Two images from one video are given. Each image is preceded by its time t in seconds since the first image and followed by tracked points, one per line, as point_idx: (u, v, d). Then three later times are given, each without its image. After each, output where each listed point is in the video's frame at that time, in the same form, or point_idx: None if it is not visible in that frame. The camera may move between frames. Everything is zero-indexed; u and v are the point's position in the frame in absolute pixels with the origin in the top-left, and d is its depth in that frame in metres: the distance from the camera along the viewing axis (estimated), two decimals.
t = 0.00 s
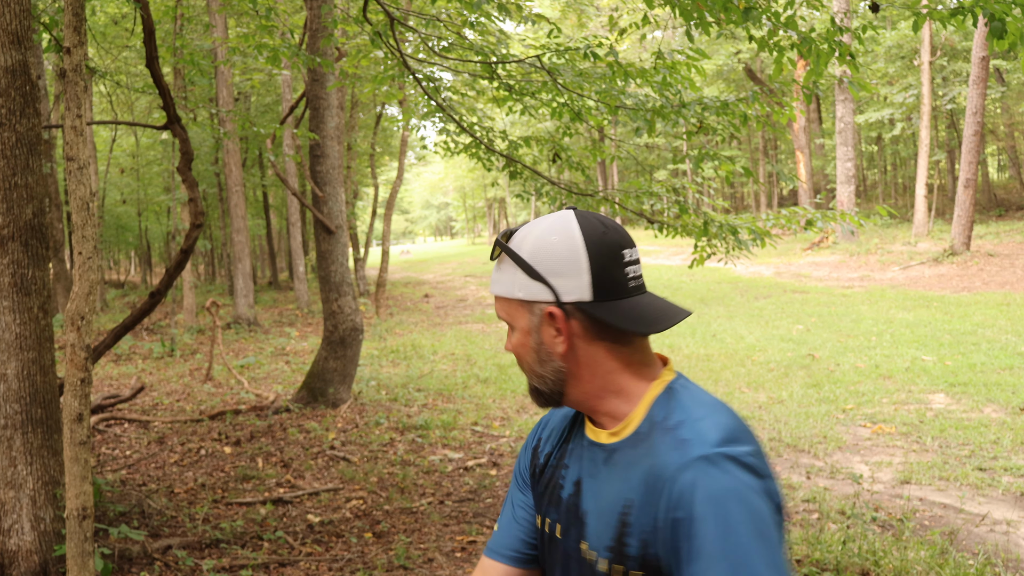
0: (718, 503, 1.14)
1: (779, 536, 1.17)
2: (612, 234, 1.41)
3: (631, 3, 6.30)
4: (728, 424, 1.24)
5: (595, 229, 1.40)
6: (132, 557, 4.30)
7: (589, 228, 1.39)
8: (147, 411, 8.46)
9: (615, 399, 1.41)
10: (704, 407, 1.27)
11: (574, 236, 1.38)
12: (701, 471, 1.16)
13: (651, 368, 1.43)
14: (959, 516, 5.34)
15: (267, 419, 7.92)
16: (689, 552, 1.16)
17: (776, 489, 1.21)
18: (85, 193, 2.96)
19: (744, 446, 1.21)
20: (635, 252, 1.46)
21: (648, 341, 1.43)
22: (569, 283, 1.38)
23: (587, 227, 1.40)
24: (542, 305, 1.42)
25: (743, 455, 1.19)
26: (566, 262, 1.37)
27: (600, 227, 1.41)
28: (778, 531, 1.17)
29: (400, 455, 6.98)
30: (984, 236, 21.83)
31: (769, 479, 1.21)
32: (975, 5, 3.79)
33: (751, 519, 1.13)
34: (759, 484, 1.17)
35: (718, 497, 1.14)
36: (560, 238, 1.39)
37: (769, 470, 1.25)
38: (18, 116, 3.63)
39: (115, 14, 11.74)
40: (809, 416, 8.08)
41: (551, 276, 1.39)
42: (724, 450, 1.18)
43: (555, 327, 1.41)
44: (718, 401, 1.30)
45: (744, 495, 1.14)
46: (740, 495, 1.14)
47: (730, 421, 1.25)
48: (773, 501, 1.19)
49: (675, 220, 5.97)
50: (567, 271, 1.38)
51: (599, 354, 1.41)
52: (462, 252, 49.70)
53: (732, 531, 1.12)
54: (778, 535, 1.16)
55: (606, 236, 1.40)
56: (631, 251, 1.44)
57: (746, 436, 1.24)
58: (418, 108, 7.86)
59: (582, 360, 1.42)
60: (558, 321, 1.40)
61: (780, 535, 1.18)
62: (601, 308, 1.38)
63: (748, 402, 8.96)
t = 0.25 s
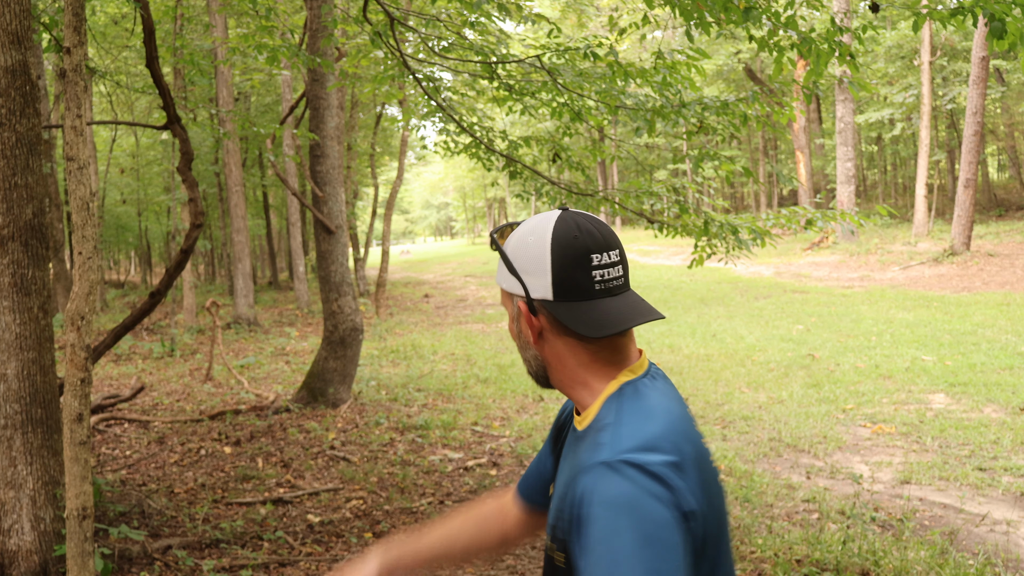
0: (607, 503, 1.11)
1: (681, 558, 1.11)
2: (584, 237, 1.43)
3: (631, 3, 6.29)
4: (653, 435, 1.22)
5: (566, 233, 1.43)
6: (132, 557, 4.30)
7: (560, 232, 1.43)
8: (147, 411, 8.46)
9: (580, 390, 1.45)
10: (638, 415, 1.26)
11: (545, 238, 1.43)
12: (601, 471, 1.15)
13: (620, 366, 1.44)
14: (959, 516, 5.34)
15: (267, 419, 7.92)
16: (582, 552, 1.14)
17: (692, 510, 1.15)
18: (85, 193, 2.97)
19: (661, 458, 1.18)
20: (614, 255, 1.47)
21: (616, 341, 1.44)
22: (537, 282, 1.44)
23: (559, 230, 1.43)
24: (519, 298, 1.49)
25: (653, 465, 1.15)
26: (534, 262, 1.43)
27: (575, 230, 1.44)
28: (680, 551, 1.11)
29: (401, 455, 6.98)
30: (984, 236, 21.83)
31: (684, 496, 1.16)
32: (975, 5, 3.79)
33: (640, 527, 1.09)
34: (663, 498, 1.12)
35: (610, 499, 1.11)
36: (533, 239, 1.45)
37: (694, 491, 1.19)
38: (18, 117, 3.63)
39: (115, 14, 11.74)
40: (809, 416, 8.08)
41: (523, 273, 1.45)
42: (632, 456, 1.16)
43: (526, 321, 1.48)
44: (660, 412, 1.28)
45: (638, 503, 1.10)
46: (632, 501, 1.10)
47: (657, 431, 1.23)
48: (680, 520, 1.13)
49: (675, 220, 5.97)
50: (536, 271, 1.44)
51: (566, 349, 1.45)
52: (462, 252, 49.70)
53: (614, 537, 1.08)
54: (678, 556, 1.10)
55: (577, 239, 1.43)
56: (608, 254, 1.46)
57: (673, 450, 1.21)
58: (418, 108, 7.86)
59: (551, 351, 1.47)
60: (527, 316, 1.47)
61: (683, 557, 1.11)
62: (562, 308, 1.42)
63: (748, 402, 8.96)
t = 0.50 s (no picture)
0: (548, 497, 1.19)
1: (616, 559, 1.16)
2: (584, 234, 1.48)
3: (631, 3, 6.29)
4: (610, 437, 1.27)
5: (568, 229, 1.48)
6: (132, 557, 4.30)
7: (562, 228, 1.48)
8: (147, 411, 8.47)
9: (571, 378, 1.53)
10: (600, 416, 1.32)
11: (548, 232, 1.49)
12: (548, 466, 1.23)
13: (610, 363, 1.50)
14: (959, 516, 5.34)
15: (267, 419, 7.92)
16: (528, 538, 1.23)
17: (636, 514, 1.19)
18: (85, 193, 2.97)
19: (610, 460, 1.23)
20: (615, 253, 1.51)
21: (607, 338, 1.49)
22: (537, 273, 1.51)
23: (561, 226, 1.49)
24: (524, 285, 1.57)
25: (599, 466, 1.21)
26: (536, 255, 1.50)
27: (577, 226, 1.49)
28: (615, 553, 1.16)
29: (401, 455, 6.98)
30: (984, 236, 21.83)
31: (630, 500, 1.20)
32: (975, 6, 3.79)
33: (575, 523, 1.16)
34: (604, 499, 1.18)
35: (552, 493, 1.19)
36: (538, 232, 1.51)
37: (645, 495, 1.23)
38: (18, 117, 3.63)
39: (115, 14, 11.75)
40: (809, 416, 8.08)
41: (528, 264, 1.52)
42: (581, 455, 1.23)
43: (526, 308, 1.56)
44: (624, 415, 1.33)
45: (577, 501, 1.17)
46: (570, 499, 1.17)
47: (614, 434, 1.27)
48: (621, 523, 1.18)
49: (675, 220, 5.97)
50: (536, 263, 1.50)
51: (561, 340, 1.52)
52: (462, 252, 49.69)
53: (550, 528, 1.17)
54: (614, 556, 1.16)
55: (577, 236, 1.47)
56: (607, 252, 1.50)
57: (626, 454, 1.26)
58: (418, 109, 7.87)
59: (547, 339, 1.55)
60: (527, 305, 1.54)
61: (620, 558, 1.17)
62: (557, 300, 1.48)
63: (748, 402, 8.96)
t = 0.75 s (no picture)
0: (529, 487, 1.33)
1: (587, 551, 1.29)
2: (591, 234, 1.55)
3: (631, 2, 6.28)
4: (593, 436, 1.37)
5: (576, 228, 1.56)
6: (132, 557, 4.30)
7: (571, 227, 1.56)
8: (147, 411, 8.46)
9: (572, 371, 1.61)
10: (587, 414, 1.42)
11: (556, 230, 1.56)
12: (532, 458, 1.36)
13: (609, 360, 1.58)
14: (959, 516, 5.34)
15: (267, 419, 7.92)
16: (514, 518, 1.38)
17: (609, 513, 1.30)
18: (85, 193, 2.96)
19: (588, 458, 1.34)
20: (620, 254, 1.59)
21: (608, 335, 1.57)
22: (544, 269, 1.57)
23: (570, 225, 1.56)
24: (530, 280, 1.64)
25: (576, 464, 1.32)
26: (543, 252, 1.56)
27: (584, 225, 1.57)
28: (585, 545, 1.29)
29: (401, 455, 6.98)
30: (984, 236, 21.82)
31: (603, 498, 1.31)
32: (975, 6, 3.79)
33: (548, 516, 1.29)
34: (578, 496, 1.30)
35: (533, 484, 1.33)
36: (546, 229, 1.57)
37: (620, 493, 1.34)
38: (18, 117, 3.63)
39: (115, 14, 11.75)
40: (809, 416, 8.08)
41: (535, 261, 1.58)
42: (562, 450, 1.34)
43: (532, 303, 1.63)
44: (610, 415, 1.43)
45: (553, 495, 1.30)
46: (547, 493, 1.30)
47: (595, 434, 1.37)
48: (593, 519, 1.30)
49: (675, 220, 5.96)
50: (544, 260, 1.57)
51: (564, 335, 1.59)
52: (462, 252, 49.66)
53: (529, 514, 1.32)
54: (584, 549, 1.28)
55: (585, 235, 1.55)
56: (612, 253, 1.58)
57: (606, 454, 1.36)
58: (418, 108, 7.87)
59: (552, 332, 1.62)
60: (534, 299, 1.61)
61: (589, 550, 1.29)
62: (563, 298, 1.55)
63: (748, 402, 8.96)
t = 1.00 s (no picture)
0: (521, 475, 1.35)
1: (573, 542, 1.30)
2: (605, 234, 1.55)
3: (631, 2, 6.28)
4: (587, 430, 1.38)
5: (590, 228, 1.55)
6: (132, 557, 4.31)
7: (585, 226, 1.55)
8: (147, 411, 8.46)
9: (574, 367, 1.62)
10: (584, 408, 1.43)
11: (570, 227, 1.56)
12: (526, 448, 1.37)
13: (613, 357, 1.59)
14: (959, 516, 5.34)
15: (267, 419, 7.92)
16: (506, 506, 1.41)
17: (596, 507, 1.31)
18: (85, 193, 2.96)
19: (579, 452, 1.35)
20: (632, 255, 1.59)
21: (615, 334, 1.58)
22: (555, 266, 1.58)
23: (584, 224, 1.56)
24: (542, 275, 1.65)
25: (567, 455, 1.33)
26: (556, 249, 1.57)
27: (598, 226, 1.57)
28: (571, 539, 1.29)
29: (401, 455, 6.98)
30: (984, 236, 21.82)
31: (590, 492, 1.32)
32: (975, 6, 3.79)
33: (536, 506, 1.31)
34: (566, 488, 1.30)
35: (525, 474, 1.35)
36: (560, 226, 1.58)
37: (608, 489, 1.35)
38: (18, 117, 3.63)
39: (115, 14, 11.76)
40: (809, 416, 8.08)
41: (548, 257, 1.59)
42: (556, 444, 1.35)
43: (542, 298, 1.64)
44: (606, 411, 1.43)
45: (541, 484, 1.31)
46: (536, 483, 1.31)
47: (590, 428, 1.38)
48: (579, 513, 1.30)
49: (675, 220, 5.95)
50: (556, 257, 1.58)
51: (571, 331, 1.60)
52: (462, 252, 49.66)
53: (518, 503, 1.33)
54: (570, 541, 1.29)
55: (598, 236, 1.55)
56: (624, 254, 1.58)
57: (597, 449, 1.36)
58: (418, 109, 7.87)
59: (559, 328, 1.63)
60: (544, 294, 1.62)
61: (574, 545, 1.30)
62: (574, 296, 1.56)
63: (747, 402, 8.96)
